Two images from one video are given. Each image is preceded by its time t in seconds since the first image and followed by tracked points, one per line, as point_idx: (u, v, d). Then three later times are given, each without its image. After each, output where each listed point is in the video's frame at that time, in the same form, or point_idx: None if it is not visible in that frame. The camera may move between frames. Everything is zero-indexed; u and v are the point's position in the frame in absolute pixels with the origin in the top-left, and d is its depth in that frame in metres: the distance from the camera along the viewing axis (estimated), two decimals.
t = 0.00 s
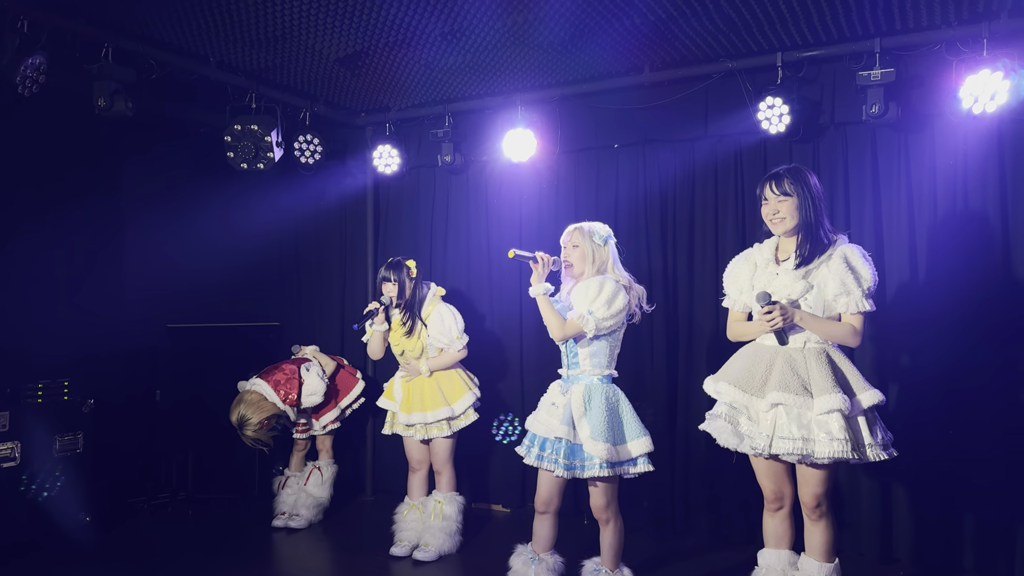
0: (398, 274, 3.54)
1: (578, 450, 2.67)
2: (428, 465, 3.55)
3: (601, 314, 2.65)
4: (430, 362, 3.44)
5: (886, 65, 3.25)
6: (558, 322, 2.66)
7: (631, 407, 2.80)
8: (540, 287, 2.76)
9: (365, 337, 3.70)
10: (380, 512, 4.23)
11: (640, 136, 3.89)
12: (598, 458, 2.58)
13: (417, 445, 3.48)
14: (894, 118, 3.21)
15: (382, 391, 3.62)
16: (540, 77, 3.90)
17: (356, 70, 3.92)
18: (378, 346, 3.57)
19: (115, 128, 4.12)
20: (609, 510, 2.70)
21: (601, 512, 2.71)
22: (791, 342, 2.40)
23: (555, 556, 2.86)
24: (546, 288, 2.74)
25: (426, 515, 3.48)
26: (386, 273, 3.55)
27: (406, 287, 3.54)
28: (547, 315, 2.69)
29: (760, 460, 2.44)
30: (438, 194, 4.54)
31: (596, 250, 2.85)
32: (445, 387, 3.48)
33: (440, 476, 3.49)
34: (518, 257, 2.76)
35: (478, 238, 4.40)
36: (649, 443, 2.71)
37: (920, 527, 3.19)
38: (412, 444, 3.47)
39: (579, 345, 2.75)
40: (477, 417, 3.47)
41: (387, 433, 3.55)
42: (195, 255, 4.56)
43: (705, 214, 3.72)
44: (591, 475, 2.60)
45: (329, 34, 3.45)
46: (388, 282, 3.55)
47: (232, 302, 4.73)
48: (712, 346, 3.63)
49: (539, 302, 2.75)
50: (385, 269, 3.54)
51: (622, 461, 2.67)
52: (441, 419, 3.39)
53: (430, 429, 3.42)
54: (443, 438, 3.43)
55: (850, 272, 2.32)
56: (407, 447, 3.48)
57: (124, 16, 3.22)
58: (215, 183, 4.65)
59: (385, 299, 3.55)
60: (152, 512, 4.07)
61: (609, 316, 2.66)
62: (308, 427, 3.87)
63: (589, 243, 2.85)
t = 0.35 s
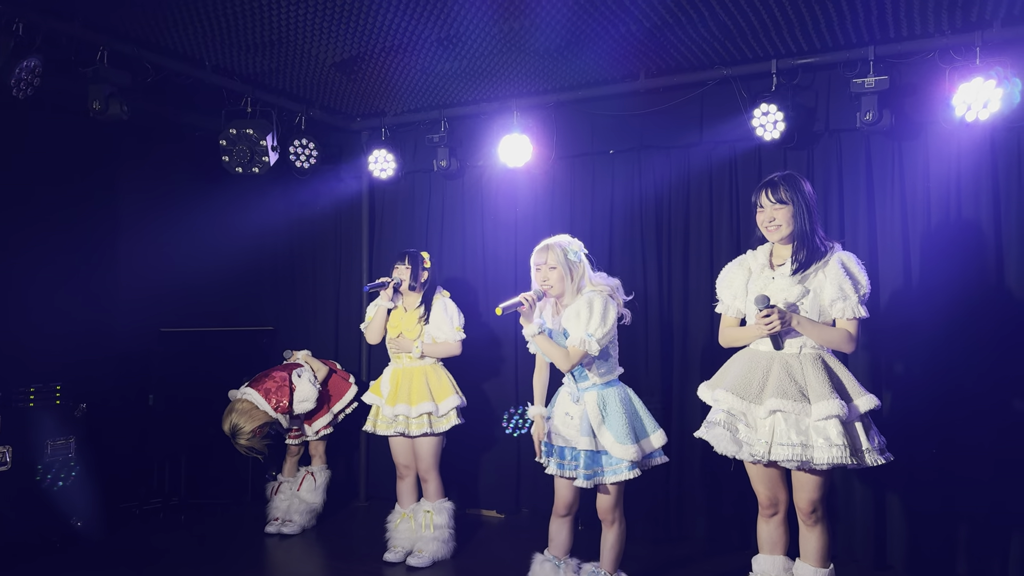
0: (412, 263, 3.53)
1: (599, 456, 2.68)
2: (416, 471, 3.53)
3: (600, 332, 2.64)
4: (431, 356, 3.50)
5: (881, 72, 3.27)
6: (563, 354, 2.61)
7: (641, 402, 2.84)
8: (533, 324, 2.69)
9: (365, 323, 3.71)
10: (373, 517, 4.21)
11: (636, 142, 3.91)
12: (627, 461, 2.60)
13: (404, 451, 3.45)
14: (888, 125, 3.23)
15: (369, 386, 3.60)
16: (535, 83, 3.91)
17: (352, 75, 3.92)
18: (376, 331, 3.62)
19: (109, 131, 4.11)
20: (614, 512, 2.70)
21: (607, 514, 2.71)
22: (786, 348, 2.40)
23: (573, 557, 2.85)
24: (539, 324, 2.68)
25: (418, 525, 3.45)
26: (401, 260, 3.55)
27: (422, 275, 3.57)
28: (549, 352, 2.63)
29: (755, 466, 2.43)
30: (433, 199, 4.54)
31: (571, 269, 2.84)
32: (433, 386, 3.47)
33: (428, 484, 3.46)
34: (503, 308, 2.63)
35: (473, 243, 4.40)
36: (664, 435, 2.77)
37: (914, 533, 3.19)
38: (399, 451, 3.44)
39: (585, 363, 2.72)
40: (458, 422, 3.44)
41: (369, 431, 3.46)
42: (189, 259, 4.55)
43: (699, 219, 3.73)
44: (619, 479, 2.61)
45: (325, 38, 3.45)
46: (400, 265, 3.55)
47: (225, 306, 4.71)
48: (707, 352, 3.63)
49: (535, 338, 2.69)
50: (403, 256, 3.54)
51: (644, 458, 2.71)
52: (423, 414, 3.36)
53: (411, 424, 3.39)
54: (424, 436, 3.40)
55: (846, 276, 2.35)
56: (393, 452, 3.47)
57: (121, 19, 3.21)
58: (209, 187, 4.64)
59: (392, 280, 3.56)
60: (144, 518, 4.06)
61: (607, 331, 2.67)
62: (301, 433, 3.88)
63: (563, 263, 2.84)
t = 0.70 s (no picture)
0: (410, 269, 3.53)
1: (581, 460, 2.68)
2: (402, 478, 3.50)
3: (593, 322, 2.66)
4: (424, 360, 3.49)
5: (869, 79, 3.29)
6: (555, 339, 2.62)
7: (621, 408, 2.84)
8: (528, 306, 2.69)
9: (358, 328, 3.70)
10: (363, 523, 4.20)
11: (627, 148, 3.92)
12: (608, 465, 2.60)
13: (389, 455, 3.43)
14: (876, 131, 3.25)
15: (356, 387, 3.57)
16: (526, 88, 3.92)
17: (343, 79, 3.92)
18: (373, 335, 3.51)
19: (99, 134, 4.10)
20: (598, 517, 2.69)
21: (592, 518, 2.69)
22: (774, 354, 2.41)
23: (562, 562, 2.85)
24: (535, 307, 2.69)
25: (406, 533, 3.43)
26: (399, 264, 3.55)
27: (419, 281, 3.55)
28: (541, 333, 2.63)
29: (743, 468, 2.44)
30: (425, 203, 4.54)
31: (570, 260, 2.85)
32: (423, 390, 3.47)
33: (411, 492, 3.43)
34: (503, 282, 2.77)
35: (464, 247, 4.39)
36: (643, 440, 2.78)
37: (903, 538, 3.20)
38: (383, 453, 3.42)
39: (571, 358, 2.72)
40: (445, 429, 3.43)
41: (355, 434, 3.46)
42: (179, 263, 4.53)
43: (690, 224, 3.74)
44: (599, 484, 2.61)
45: (316, 42, 3.45)
46: (398, 269, 3.53)
47: (215, 310, 4.69)
48: (697, 357, 3.64)
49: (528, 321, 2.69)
50: (400, 261, 3.54)
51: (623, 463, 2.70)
52: (412, 416, 3.35)
53: (399, 426, 3.37)
54: (410, 439, 3.38)
55: (832, 284, 2.34)
56: (379, 457, 3.44)
57: (110, 22, 3.21)
58: (199, 190, 4.63)
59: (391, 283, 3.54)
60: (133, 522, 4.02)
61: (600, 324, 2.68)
62: (287, 423, 3.83)
63: (562, 253, 2.85)
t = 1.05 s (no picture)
0: (396, 274, 3.52)
1: (541, 459, 2.67)
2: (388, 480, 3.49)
3: (588, 328, 2.67)
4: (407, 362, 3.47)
5: (853, 84, 3.32)
6: (547, 337, 2.64)
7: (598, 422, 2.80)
8: (528, 299, 2.70)
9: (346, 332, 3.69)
10: (349, 526, 4.18)
11: (615, 151, 3.94)
12: (563, 465, 2.57)
13: (375, 457, 3.42)
14: (861, 136, 3.28)
15: (342, 389, 3.57)
16: (514, 91, 3.93)
17: (330, 81, 3.92)
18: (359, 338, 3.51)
19: (83, 135, 4.07)
20: (576, 521, 2.68)
21: (569, 523, 2.69)
22: (758, 356, 2.42)
23: (546, 566, 2.88)
24: (535, 302, 2.70)
25: (392, 536, 3.41)
26: (385, 270, 3.54)
27: (406, 284, 3.54)
28: (533, 325, 2.66)
29: (726, 469, 2.45)
30: (413, 206, 4.53)
31: (574, 263, 2.87)
32: (406, 394, 3.45)
33: (395, 496, 3.41)
34: (515, 267, 2.73)
35: (452, 250, 4.39)
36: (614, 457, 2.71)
37: (886, 539, 3.22)
38: (369, 454, 3.42)
39: (554, 355, 2.74)
40: (428, 434, 3.37)
41: (338, 436, 3.44)
42: (164, 265, 4.51)
43: (677, 227, 3.76)
44: (552, 482, 2.57)
45: (304, 44, 3.45)
46: (384, 274, 3.53)
47: (201, 312, 4.67)
48: (683, 359, 3.66)
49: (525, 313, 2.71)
50: (386, 266, 3.53)
51: (585, 474, 2.65)
52: (392, 420, 3.33)
53: (381, 429, 3.35)
54: (391, 443, 3.35)
55: (813, 286, 2.36)
56: (365, 458, 3.44)
57: (94, 22, 3.18)
58: (185, 192, 4.60)
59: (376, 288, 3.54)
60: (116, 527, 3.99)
61: (594, 331, 2.69)
62: (257, 412, 3.75)
63: (568, 256, 2.87)
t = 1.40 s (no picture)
0: (380, 274, 3.50)
1: (554, 462, 2.66)
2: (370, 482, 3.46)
3: (591, 327, 2.72)
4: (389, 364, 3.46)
5: (837, 87, 3.35)
6: (554, 335, 2.64)
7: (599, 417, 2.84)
8: (535, 296, 2.69)
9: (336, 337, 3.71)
10: (334, 528, 4.17)
11: (600, 153, 3.95)
12: (578, 466, 2.59)
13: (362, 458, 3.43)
14: (844, 138, 3.31)
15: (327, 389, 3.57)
16: (500, 93, 3.94)
17: (316, 82, 3.90)
18: (342, 340, 3.48)
19: (66, 133, 4.03)
20: (575, 521, 2.69)
21: (569, 522, 2.70)
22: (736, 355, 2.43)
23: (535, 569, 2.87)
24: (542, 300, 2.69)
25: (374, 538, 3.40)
26: (370, 271, 3.53)
27: (389, 285, 3.54)
28: (541, 330, 2.65)
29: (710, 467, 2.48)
30: (399, 207, 4.53)
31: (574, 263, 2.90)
32: (386, 396, 3.42)
33: (375, 498, 3.39)
34: (526, 264, 2.70)
35: (438, 251, 4.39)
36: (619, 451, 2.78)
37: (868, 537, 3.26)
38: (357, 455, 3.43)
39: (556, 355, 2.74)
40: (405, 436, 3.34)
41: (319, 435, 3.43)
42: (148, 265, 4.47)
43: (662, 229, 3.78)
44: (569, 484, 2.59)
45: (291, 45, 3.44)
46: (368, 276, 3.52)
47: (185, 313, 4.64)
48: (668, 359, 3.67)
49: (531, 311, 2.69)
50: (371, 267, 3.52)
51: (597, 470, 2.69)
52: (369, 421, 3.31)
53: (357, 430, 3.33)
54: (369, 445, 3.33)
55: (788, 286, 2.35)
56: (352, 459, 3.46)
57: (77, 21, 3.15)
58: (169, 191, 4.57)
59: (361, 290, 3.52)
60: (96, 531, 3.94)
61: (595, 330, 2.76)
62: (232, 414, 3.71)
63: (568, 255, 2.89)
